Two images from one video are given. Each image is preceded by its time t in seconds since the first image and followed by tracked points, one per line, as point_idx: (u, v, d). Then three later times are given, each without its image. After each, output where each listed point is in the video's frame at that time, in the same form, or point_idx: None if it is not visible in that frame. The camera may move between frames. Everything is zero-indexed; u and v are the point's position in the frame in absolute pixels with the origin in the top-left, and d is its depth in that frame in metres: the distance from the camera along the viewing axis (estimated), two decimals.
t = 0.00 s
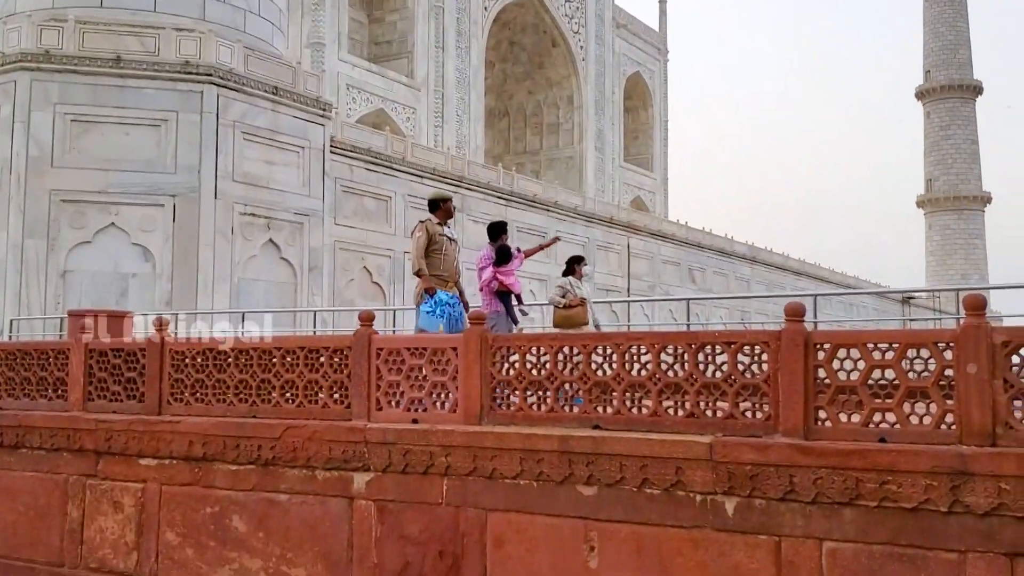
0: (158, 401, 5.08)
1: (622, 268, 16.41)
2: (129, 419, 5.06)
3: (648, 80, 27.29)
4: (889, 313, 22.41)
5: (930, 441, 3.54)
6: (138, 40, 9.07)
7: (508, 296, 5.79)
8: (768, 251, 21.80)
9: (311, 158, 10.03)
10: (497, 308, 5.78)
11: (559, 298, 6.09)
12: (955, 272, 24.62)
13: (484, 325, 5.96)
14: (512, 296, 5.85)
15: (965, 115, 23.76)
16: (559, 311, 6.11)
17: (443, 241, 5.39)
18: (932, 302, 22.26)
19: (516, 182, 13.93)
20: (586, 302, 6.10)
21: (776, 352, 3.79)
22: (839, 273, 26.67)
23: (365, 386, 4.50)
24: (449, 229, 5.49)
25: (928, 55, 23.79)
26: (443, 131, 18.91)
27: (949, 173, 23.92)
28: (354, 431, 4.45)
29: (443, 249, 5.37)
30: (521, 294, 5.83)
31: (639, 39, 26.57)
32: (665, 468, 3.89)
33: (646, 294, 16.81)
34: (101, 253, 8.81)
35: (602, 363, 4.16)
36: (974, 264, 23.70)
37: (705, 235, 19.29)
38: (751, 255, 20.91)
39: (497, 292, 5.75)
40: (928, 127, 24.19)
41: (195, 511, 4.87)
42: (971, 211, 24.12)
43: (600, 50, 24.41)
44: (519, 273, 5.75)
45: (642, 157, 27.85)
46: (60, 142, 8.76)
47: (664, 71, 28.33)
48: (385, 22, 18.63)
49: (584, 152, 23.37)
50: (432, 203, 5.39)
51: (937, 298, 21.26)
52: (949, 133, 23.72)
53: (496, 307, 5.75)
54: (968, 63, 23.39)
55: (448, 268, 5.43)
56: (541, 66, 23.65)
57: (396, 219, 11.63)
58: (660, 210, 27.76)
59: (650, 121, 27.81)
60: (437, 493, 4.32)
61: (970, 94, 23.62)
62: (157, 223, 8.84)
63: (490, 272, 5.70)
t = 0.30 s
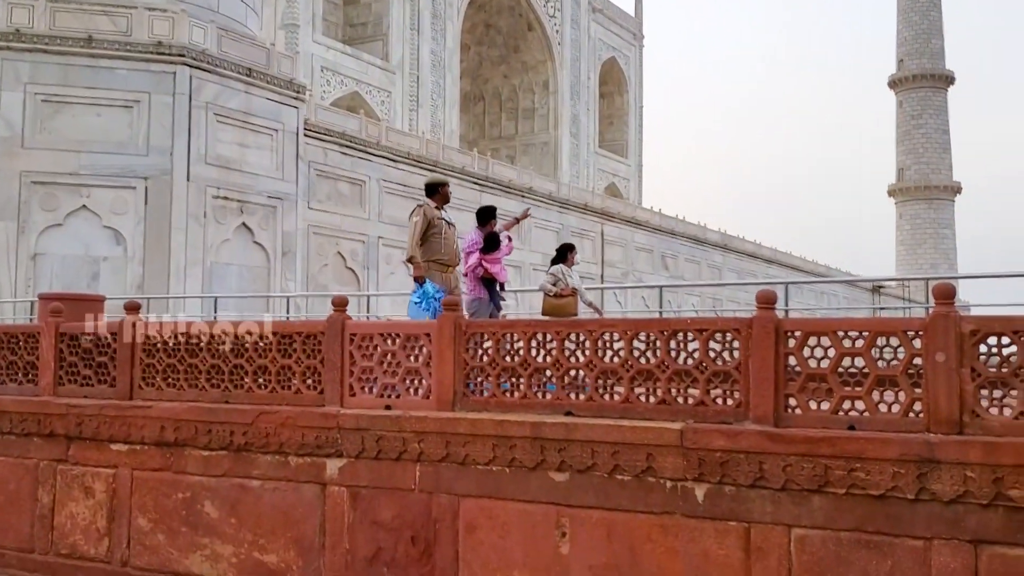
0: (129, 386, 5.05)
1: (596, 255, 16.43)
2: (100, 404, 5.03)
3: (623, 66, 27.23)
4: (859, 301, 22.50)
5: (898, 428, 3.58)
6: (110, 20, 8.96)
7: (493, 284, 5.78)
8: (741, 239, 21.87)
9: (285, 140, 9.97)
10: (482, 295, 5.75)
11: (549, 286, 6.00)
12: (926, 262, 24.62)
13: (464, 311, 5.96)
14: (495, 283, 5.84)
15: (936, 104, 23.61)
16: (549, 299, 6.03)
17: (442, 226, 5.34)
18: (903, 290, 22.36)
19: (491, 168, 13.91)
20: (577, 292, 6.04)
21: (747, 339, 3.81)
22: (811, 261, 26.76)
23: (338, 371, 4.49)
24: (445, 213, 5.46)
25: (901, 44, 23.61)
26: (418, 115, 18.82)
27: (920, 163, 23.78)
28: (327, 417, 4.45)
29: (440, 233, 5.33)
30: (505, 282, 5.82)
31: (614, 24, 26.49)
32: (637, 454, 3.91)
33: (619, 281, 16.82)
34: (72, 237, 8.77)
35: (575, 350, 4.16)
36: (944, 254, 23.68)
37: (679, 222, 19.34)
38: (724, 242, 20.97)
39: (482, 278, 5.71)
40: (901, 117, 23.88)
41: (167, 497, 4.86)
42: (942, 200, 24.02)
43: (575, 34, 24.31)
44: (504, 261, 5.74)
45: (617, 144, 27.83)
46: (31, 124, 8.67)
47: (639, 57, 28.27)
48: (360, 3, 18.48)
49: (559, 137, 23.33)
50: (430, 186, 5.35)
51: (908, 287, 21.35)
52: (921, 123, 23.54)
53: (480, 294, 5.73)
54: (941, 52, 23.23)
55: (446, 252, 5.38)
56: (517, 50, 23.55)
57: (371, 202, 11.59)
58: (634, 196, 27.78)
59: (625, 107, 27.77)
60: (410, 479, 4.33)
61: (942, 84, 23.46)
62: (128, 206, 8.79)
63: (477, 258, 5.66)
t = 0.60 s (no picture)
0: (96, 381, 5.01)
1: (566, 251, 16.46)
2: (66, 399, 4.99)
3: (593, 63, 27.24)
4: (825, 297, 22.62)
5: (861, 424, 3.61)
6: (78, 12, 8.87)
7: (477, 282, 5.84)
8: (708, 236, 21.94)
9: (255, 134, 9.91)
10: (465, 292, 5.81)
11: (539, 284, 6.04)
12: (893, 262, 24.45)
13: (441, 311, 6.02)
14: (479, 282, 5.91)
15: (903, 103, 22.79)
16: (540, 295, 6.08)
17: (431, 220, 5.28)
18: (869, 288, 22.38)
19: (462, 163, 13.89)
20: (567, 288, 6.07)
21: (713, 336, 3.84)
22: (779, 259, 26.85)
23: (306, 367, 4.49)
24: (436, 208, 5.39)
25: (868, 42, 22.85)
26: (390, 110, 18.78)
27: (887, 161, 22.95)
28: (294, 413, 4.44)
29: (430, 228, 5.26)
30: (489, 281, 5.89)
31: (584, 21, 26.48)
32: (604, 450, 3.93)
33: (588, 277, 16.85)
34: (39, 230, 8.69)
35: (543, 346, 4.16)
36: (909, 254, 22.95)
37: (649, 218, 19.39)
38: (691, 239, 21.03)
39: (467, 275, 5.79)
40: (867, 116, 23.16)
41: (134, 493, 4.83)
42: (909, 199, 23.13)
43: (546, 31, 24.27)
44: (488, 259, 5.83)
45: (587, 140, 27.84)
46: None
47: (609, 54, 28.29)
48: None
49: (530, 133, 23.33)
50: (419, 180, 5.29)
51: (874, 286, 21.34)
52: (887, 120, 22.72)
53: (464, 290, 5.79)
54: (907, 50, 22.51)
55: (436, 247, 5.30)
56: (487, 46, 23.51)
57: (341, 197, 11.56)
58: (603, 193, 27.85)
59: (594, 103, 27.81)
60: (378, 476, 4.33)
61: (908, 83, 22.76)
62: (96, 200, 8.71)
63: (462, 255, 5.74)
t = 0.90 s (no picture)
0: (58, 384, 4.96)
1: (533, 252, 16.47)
2: (28, 403, 4.94)
3: (561, 67, 27.33)
4: (789, 299, 22.75)
5: (824, 427, 3.64)
6: (42, 13, 8.78)
7: (464, 279, 5.74)
8: (674, 238, 22.05)
9: (221, 136, 9.86)
10: (451, 293, 5.74)
11: (527, 285, 5.75)
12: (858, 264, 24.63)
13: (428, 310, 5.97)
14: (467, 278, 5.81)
15: (867, 107, 22.97)
16: (527, 297, 5.79)
17: (413, 222, 5.18)
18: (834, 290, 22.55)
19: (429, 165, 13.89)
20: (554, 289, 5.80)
21: (677, 339, 3.85)
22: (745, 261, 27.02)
23: (270, 371, 4.46)
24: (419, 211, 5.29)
25: (832, 47, 22.96)
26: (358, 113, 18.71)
27: (851, 165, 23.10)
28: (259, 416, 4.42)
29: (411, 230, 5.16)
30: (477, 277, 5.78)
31: (551, 25, 26.53)
32: (568, 453, 3.92)
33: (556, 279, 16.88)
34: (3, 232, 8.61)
35: (509, 349, 4.16)
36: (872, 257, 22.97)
37: (616, 221, 19.45)
38: (657, 242, 21.13)
39: (451, 275, 5.70)
40: (831, 119, 23.19)
41: (97, 497, 4.78)
42: (872, 202, 23.29)
43: (514, 34, 24.29)
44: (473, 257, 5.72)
45: (554, 143, 27.85)
46: None
47: (577, 58, 28.36)
48: None
49: (498, 136, 23.36)
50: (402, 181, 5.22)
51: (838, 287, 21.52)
52: (851, 125, 22.85)
53: (449, 291, 5.73)
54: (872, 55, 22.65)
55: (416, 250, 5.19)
56: (456, 49, 23.49)
57: (309, 199, 11.52)
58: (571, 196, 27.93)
59: (562, 107, 27.87)
60: (342, 480, 4.31)
61: (872, 87, 22.85)
62: (61, 202, 8.64)
63: (445, 254, 5.66)
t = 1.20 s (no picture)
0: (11, 393, 4.89)
1: (495, 259, 16.45)
2: None
3: (523, 74, 27.39)
4: (749, 306, 22.91)
5: (781, 432, 3.65)
6: None
7: (440, 283, 5.73)
8: (635, 246, 22.13)
9: (179, 143, 9.77)
10: (428, 297, 5.75)
11: (509, 293, 5.79)
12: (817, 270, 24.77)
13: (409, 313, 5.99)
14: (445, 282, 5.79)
15: (826, 115, 23.13)
16: (509, 306, 5.83)
17: (387, 231, 5.15)
18: (793, 297, 22.69)
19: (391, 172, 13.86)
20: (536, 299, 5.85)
21: (636, 346, 3.86)
22: (705, 269, 27.16)
23: (228, 380, 4.42)
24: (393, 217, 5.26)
25: (792, 56, 23.11)
26: (319, 119, 18.62)
27: (810, 173, 23.24)
28: (215, 426, 4.37)
29: (385, 238, 5.13)
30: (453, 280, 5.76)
31: (513, 32, 26.57)
32: (527, 460, 3.91)
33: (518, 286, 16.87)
34: None
35: (470, 356, 4.14)
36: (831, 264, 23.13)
37: (578, 229, 19.51)
38: (619, 249, 21.19)
39: (427, 279, 5.71)
40: (791, 127, 23.34)
41: (50, 508, 4.70)
42: (831, 210, 23.47)
43: (476, 42, 24.28)
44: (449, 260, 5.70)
45: (516, 150, 27.89)
46: None
47: (538, 66, 28.42)
48: (259, 5, 18.33)
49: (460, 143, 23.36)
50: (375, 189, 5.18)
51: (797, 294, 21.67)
52: (810, 133, 22.99)
53: (426, 295, 5.73)
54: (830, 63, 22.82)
55: (390, 259, 5.17)
56: (418, 56, 23.45)
57: (269, 206, 11.44)
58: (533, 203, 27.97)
59: (524, 114, 27.93)
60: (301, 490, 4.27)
61: (830, 95, 23.04)
62: (15, 209, 8.51)
63: (419, 259, 5.66)
